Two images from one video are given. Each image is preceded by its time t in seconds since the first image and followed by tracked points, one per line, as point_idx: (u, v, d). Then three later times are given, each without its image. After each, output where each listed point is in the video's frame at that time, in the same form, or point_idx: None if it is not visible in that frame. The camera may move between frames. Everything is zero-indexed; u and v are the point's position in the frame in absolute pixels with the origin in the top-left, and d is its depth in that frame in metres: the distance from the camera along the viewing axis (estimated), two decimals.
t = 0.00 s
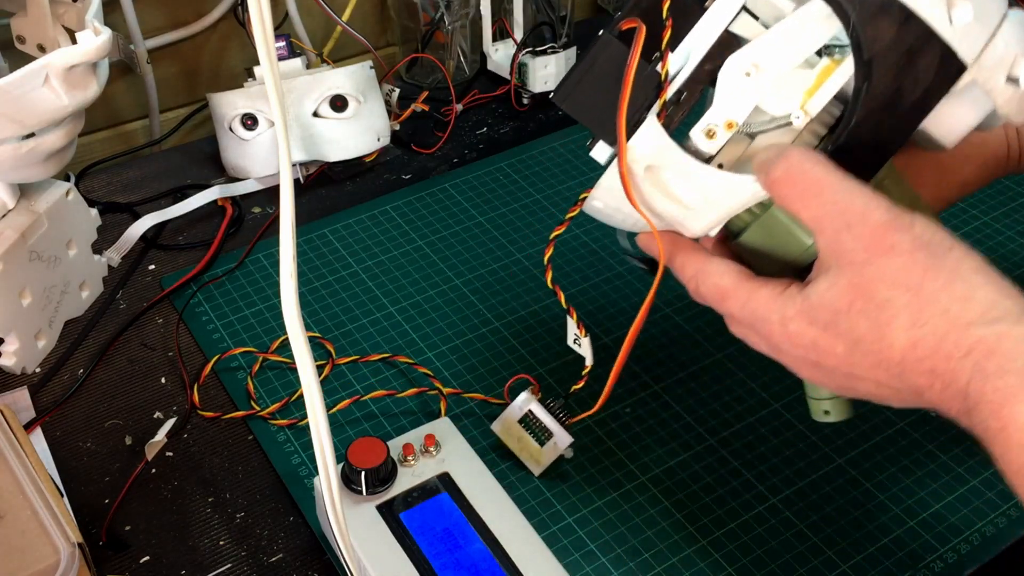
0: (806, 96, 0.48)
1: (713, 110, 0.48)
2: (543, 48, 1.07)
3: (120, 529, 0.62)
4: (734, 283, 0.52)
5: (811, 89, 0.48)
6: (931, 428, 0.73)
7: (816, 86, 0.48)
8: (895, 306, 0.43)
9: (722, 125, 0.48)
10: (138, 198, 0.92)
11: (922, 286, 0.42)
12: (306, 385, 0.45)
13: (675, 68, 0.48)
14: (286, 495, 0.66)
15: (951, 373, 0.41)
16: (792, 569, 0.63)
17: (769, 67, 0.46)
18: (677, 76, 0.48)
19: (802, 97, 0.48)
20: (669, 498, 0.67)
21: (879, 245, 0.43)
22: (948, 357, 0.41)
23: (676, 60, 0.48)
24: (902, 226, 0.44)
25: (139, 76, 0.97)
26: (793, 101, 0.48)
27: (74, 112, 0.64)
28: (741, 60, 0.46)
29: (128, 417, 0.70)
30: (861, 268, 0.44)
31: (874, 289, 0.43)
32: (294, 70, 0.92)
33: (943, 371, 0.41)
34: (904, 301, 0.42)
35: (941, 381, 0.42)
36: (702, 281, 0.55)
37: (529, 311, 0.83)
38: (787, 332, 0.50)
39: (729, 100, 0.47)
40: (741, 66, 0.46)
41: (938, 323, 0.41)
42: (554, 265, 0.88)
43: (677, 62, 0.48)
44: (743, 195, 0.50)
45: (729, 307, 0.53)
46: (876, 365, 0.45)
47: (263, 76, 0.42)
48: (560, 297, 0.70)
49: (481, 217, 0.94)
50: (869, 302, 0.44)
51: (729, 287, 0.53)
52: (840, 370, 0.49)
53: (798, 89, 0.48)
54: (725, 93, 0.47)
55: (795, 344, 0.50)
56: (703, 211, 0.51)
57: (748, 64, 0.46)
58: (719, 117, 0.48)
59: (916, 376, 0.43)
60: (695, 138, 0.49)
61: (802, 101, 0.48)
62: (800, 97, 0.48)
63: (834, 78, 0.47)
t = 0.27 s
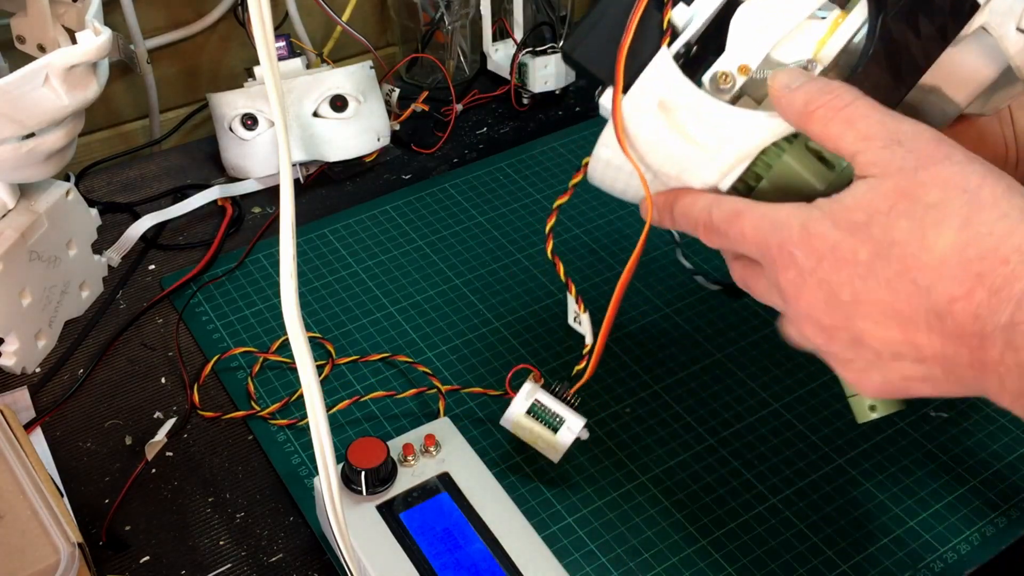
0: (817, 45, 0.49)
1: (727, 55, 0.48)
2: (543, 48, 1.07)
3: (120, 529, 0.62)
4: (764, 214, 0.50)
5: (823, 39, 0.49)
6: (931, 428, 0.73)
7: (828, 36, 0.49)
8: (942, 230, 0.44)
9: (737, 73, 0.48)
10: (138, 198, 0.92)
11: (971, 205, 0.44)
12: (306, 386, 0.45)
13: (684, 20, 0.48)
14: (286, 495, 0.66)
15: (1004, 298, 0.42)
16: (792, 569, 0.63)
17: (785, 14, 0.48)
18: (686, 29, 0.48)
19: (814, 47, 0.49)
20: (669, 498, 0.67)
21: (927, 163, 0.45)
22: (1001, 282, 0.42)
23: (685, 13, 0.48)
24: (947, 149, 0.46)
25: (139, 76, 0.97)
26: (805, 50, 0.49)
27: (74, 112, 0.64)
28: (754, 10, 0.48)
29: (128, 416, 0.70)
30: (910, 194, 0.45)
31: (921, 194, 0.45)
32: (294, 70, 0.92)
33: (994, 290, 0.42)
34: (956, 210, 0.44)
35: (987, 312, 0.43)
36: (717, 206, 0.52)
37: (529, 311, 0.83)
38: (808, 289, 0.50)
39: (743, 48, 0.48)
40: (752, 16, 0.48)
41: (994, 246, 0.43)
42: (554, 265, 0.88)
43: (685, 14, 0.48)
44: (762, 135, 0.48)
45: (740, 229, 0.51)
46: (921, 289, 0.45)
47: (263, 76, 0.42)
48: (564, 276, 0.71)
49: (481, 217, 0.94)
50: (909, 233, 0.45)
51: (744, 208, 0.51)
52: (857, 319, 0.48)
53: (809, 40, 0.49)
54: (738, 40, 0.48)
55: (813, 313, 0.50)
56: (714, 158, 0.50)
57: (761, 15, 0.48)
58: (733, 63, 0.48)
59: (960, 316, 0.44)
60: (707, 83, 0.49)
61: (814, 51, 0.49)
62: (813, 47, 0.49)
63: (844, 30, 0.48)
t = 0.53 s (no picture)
0: (826, 64, 0.47)
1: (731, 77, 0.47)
2: (543, 48, 1.07)
3: (120, 529, 0.62)
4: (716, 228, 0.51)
5: (831, 59, 0.47)
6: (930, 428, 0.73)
7: (837, 56, 0.47)
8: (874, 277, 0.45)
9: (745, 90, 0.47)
10: (138, 198, 0.92)
11: (901, 260, 0.45)
12: (306, 385, 0.45)
13: (696, 32, 0.47)
14: (286, 495, 0.66)
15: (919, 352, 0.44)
16: (792, 569, 0.63)
17: (796, 33, 0.46)
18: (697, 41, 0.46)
19: (822, 66, 0.47)
20: (669, 498, 0.67)
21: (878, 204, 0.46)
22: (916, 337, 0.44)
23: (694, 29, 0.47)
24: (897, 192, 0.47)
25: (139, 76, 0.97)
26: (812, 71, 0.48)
27: (74, 112, 0.64)
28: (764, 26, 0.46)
29: (128, 416, 0.70)
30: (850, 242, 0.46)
31: (856, 239, 0.46)
32: (294, 70, 0.92)
33: (909, 338, 0.44)
34: (886, 258, 0.45)
35: (907, 361, 0.44)
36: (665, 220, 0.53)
37: (529, 311, 0.83)
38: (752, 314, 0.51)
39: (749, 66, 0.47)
40: (761, 32, 0.46)
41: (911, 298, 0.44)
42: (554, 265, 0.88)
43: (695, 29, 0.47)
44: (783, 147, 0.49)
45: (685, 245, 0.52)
46: (846, 330, 0.46)
47: (263, 76, 0.42)
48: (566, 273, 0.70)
49: (481, 217, 0.94)
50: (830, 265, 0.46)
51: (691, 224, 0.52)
52: (793, 344, 0.50)
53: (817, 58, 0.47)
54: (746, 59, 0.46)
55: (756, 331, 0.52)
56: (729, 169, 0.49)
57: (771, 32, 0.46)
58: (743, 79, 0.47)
59: (891, 354, 0.45)
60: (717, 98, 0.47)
61: (822, 70, 0.47)
62: (820, 67, 0.47)
63: (852, 50, 0.46)
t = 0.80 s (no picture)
0: (839, 87, 0.50)
1: (749, 104, 0.49)
2: (543, 48, 1.07)
3: (120, 530, 0.62)
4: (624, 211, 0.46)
5: (842, 82, 0.50)
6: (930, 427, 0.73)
7: (847, 78, 0.50)
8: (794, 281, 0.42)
9: (761, 115, 0.49)
10: (139, 198, 0.92)
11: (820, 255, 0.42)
12: (306, 385, 0.45)
13: (707, 62, 0.50)
14: (286, 495, 0.66)
15: (843, 347, 0.41)
16: (792, 569, 0.63)
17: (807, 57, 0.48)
18: (708, 72, 0.50)
19: (835, 88, 0.50)
20: (669, 498, 0.67)
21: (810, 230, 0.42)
22: (840, 333, 0.41)
23: (708, 57, 0.50)
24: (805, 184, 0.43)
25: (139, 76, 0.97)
26: (825, 92, 0.50)
27: (74, 112, 0.64)
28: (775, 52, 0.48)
29: (128, 416, 0.70)
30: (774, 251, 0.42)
31: (776, 243, 0.42)
32: (294, 70, 0.92)
33: (834, 334, 0.41)
34: (806, 258, 0.41)
35: (834, 355, 0.42)
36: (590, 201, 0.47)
37: (530, 311, 0.83)
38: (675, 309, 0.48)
39: (764, 92, 0.49)
40: (773, 57, 0.48)
41: (837, 301, 0.41)
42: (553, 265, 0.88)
43: (710, 57, 0.50)
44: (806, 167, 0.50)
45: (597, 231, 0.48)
46: (774, 328, 0.43)
47: (263, 76, 0.42)
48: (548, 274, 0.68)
49: (481, 217, 0.94)
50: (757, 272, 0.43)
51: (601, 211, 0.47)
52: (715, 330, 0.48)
53: (830, 82, 0.50)
54: (761, 86, 0.49)
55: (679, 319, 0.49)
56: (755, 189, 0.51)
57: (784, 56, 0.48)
58: (758, 107, 0.49)
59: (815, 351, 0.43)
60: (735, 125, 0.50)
61: (836, 93, 0.50)
62: (832, 89, 0.50)
63: (866, 70, 0.49)
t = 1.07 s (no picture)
0: (841, 55, 0.47)
1: (751, 78, 0.47)
2: (543, 48, 1.07)
3: (120, 529, 0.62)
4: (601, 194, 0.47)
5: (845, 49, 0.47)
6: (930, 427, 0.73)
7: (850, 45, 0.47)
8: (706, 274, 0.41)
9: (763, 88, 0.47)
10: (139, 198, 0.92)
11: (745, 270, 0.41)
12: (306, 385, 0.45)
13: (707, 38, 0.45)
14: (286, 495, 0.66)
15: (743, 341, 0.39)
16: (793, 569, 0.63)
17: (810, 28, 0.45)
18: (709, 46, 0.45)
19: (837, 57, 0.47)
20: (669, 498, 0.67)
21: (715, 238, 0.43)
22: (745, 328, 0.40)
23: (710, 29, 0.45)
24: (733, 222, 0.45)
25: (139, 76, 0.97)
26: (829, 62, 0.48)
27: (74, 112, 0.64)
28: (778, 24, 0.45)
29: (128, 416, 0.70)
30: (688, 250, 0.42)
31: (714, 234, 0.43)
32: (294, 70, 0.92)
33: (735, 325, 0.40)
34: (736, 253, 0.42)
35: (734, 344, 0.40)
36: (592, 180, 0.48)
37: (530, 311, 0.83)
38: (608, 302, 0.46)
39: (767, 66, 0.46)
40: (774, 31, 0.45)
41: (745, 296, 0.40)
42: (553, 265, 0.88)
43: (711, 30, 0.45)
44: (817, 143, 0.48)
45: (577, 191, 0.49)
46: (681, 312, 0.42)
47: (263, 76, 0.42)
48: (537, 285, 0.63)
49: (481, 217, 0.94)
50: (674, 265, 0.42)
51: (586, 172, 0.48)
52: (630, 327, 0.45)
53: (832, 49, 0.47)
54: (764, 60, 0.46)
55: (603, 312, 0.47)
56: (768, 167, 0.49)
57: (788, 28, 0.45)
58: (761, 80, 0.47)
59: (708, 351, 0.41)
60: (737, 98, 0.48)
61: (838, 61, 0.47)
62: (836, 57, 0.47)
63: (868, 37, 0.47)
